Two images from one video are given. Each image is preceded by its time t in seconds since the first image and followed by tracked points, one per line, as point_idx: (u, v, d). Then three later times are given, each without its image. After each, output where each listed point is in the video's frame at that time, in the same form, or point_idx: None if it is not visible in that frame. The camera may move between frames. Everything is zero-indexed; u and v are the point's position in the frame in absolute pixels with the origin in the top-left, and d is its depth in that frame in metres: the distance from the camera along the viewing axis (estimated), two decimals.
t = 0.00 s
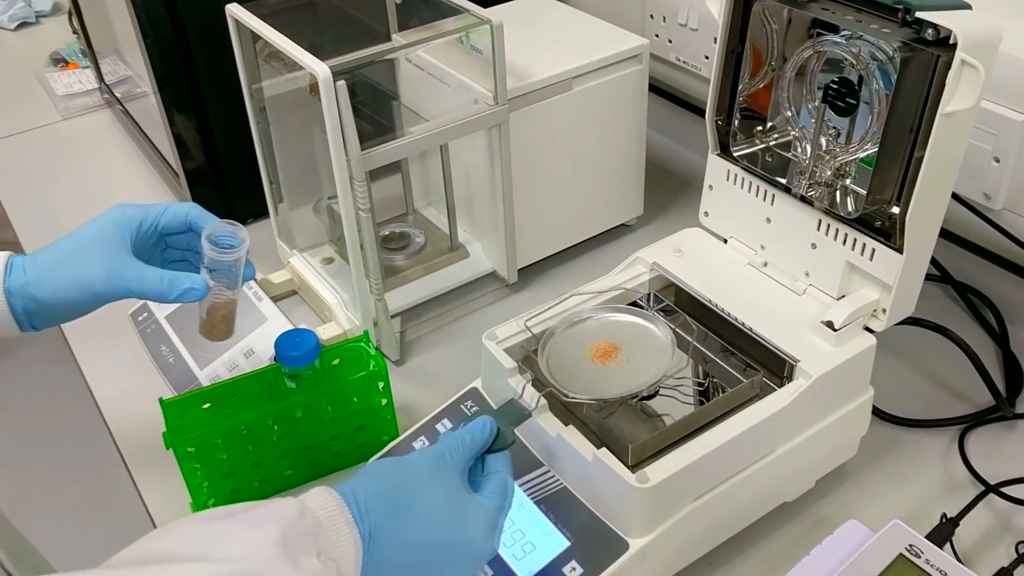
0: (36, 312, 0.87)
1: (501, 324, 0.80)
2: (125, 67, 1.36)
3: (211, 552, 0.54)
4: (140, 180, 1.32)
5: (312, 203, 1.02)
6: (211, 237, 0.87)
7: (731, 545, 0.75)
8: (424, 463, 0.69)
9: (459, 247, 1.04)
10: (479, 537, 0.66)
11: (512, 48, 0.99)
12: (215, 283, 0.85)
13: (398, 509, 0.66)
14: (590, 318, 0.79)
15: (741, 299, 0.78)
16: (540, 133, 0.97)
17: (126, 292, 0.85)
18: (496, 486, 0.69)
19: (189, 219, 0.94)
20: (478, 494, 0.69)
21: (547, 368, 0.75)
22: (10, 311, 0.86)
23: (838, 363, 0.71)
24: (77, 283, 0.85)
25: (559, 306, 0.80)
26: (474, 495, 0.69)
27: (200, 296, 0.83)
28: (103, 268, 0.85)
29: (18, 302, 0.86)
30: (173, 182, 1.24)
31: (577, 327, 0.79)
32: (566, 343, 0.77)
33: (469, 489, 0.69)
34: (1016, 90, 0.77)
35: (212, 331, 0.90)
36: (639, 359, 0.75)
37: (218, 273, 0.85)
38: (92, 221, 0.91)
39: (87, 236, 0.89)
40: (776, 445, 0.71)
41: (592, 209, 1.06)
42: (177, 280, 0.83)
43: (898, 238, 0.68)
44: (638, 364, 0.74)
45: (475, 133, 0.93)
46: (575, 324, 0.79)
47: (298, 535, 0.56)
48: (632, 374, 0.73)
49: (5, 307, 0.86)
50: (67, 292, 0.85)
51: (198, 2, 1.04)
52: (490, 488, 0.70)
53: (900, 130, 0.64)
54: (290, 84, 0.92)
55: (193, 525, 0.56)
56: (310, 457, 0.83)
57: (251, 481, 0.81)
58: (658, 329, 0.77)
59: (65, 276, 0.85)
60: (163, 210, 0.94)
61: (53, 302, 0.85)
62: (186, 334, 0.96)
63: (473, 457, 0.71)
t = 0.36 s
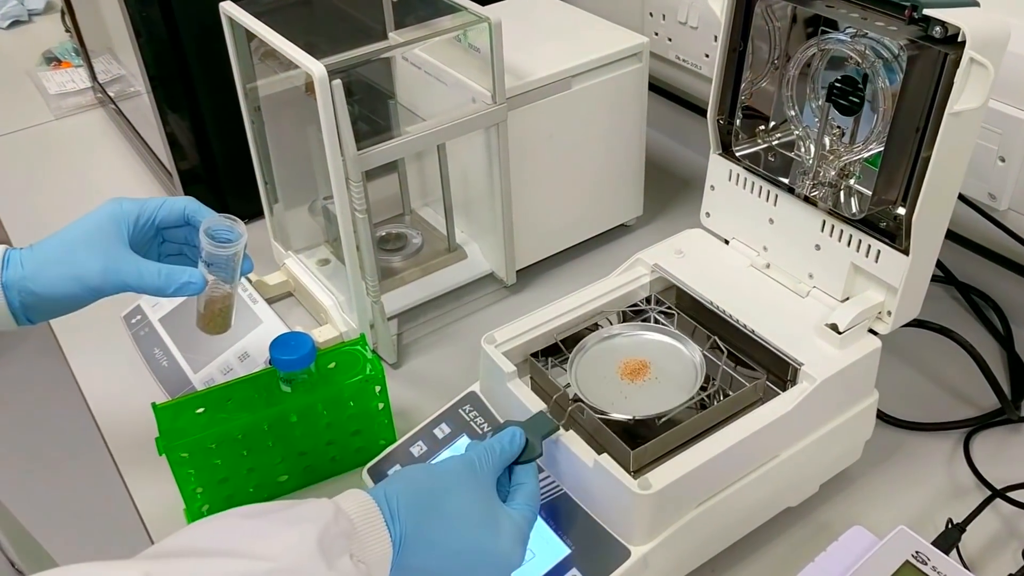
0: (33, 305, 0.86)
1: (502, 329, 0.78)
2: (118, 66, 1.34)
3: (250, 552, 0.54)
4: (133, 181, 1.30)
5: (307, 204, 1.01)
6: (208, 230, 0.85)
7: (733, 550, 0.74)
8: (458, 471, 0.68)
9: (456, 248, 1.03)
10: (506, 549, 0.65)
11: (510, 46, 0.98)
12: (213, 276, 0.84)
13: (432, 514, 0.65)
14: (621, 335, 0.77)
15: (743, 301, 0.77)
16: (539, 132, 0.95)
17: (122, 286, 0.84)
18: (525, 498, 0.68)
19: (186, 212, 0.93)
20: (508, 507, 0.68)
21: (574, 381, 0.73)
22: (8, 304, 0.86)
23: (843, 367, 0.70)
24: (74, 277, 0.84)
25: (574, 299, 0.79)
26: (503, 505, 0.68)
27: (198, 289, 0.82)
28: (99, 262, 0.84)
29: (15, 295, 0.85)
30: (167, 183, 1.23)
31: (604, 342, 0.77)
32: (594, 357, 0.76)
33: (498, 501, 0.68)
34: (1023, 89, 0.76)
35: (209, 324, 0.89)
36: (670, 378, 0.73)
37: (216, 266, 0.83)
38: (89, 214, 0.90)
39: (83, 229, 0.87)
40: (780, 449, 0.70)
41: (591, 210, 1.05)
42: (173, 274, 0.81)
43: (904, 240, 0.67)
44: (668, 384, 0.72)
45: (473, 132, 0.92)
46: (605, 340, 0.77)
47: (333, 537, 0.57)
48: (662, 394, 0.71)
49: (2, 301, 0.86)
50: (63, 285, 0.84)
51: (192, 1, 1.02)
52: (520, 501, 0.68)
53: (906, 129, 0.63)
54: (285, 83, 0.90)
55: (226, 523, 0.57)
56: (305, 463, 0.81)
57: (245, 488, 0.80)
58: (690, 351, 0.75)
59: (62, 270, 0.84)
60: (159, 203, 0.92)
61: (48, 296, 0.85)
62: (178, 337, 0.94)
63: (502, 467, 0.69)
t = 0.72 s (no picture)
0: (26, 300, 0.85)
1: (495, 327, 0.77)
2: (106, 63, 1.33)
3: (246, 553, 0.53)
4: (122, 179, 1.28)
5: (296, 202, 1.00)
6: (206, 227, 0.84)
7: (727, 553, 0.73)
8: (455, 472, 0.67)
9: (448, 246, 1.02)
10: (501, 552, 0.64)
11: (502, 42, 0.97)
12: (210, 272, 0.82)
13: (428, 516, 0.65)
14: (618, 340, 0.76)
15: (737, 300, 0.76)
16: (531, 129, 0.94)
17: (118, 283, 0.81)
18: (523, 501, 0.67)
19: (184, 208, 0.91)
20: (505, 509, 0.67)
21: (570, 382, 0.72)
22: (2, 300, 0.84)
23: (839, 367, 0.69)
24: (68, 273, 0.82)
25: (567, 298, 0.78)
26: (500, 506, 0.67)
27: (196, 286, 0.79)
28: (95, 257, 0.82)
29: (9, 291, 0.84)
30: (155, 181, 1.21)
31: (600, 346, 0.76)
32: (591, 360, 0.74)
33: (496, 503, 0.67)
34: (1020, 85, 0.75)
35: (205, 323, 0.88)
36: (666, 386, 0.72)
37: (214, 264, 0.82)
38: (85, 209, 0.88)
39: (80, 224, 0.86)
40: (774, 451, 0.69)
41: (583, 208, 1.03)
42: (170, 271, 0.79)
43: (900, 238, 0.66)
44: (664, 392, 0.71)
45: (464, 129, 0.91)
46: (602, 344, 0.76)
47: (328, 539, 0.56)
48: (657, 401, 0.70)
49: None
50: (58, 281, 0.82)
51: None
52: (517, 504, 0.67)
53: (902, 127, 0.62)
54: (273, 80, 0.89)
55: (213, 528, 0.56)
56: (293, 465, 0.80)
57: (233, 491, 0.78)
58: (684, 360, 0.73)
59: (57, 266, 0.82)
60: (157, 199, 0.90)
61: (43, 292, 0.83)
62: (166, 337, 0.93)
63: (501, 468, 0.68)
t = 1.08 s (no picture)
0: (5, 300, 0.84)
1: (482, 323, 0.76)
2: (90, 58, 1.31)
3: (229, 551, 0.52)
4: (106, 175, 1.27)
5: (281, 198, 0.99)
6: (186, 224, 0.82)
7: (716, 550, 0.72)
8: (441, 471, 0.66)
9: (435, 242, 1.01)
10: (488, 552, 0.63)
11: (488, 36, 0.96)
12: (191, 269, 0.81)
13: (414, 516, 0.64)
14: (606, 336, 0.76)
15: (724, 295, 0.75)
16: (518, 123, 0.93)
17: (97, 282, 0.80)
18: (510, 500, 0.67)
19: (163, 205, 0.90)
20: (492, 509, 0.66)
21: (557, 379, 0.71)
22: None
23: (826, 362, 0.68)
24: (46, 272, 0.81)
25: (553, 293, 0.78)
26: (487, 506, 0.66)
27: (176, 284, 0.78)
28: (73, 256, 0.81)
29: None
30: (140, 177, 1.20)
31: (588, 342, 0.75)
32: (579, 356, 0.74)
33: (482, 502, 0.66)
34: (1007, 78, 0.75)
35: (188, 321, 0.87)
36: (654, 382, 0.71)
37: (194, 261, 0.80)
38: (62, 207, 0.87)
39: (57, 223, 0.85)
40: (761, 447, 0.68)
41: (570, 203, 1.03)
42: (149, 270, 0.78)
43: (888, 233, 0.66)
44: (652, 387, 0.71)
45: (450, 124, 0.90)
46: (590, 339, 0.75)
47: (314, 536, 0.55)
48: (645, 397, 0.70)
49: None
50: (36, 280, 0.82)
51: None
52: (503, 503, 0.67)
53: (889, 120, 0.62)
54: (256, 74, 0.88)
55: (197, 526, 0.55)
56: (278, 464, 0.79)
57: (217, 490, 0.78)
58: (671, 356, 0.73)
59: (34, 265, 0.81)
60: (135, 196, 0.89)
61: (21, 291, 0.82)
62: (151, 335, 0.93)
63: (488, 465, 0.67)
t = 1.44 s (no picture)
0: None
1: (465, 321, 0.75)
2: (68, 53, 1.29)
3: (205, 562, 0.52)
4: (86, 171, 1.25)
5: (263, 194, 0.98)
6: (169, 231, 0.81)
7: (701, 547, 0.72)
8: (411, 487, 0.66)
9: (418, 238, 1.00)
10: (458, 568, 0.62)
11: (471, 29, 0.95)
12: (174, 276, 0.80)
13: (383, 534, 0.63)
14: (590, 332, 0.75)
15: (708, 290, 0.75)
16: (502, 118, 0.93)
17: (77, 290, 0.79)
18: (484, 507, 0.67)
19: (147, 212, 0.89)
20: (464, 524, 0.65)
21: (541, 376, 0.71)
22: None
23: (810, 358, 0.68)
24: (24, 280, 0.79)
25: (537, 290, 0.77)
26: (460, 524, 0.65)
27: (160, 294, 0.77)
28: (52, 264, 0.79)
29: None
30: (120, 173, 1.18)
31: (572, 339, 0.74)
32: (562, 354, 0.73)
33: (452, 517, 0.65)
34: (992, 69, 0.74)
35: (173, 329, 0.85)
36: (639, 379, 0.70)
37: (178, 270, 0.80)
38: (44, 214, 0.86)
39: (38, 230, 0.83)
40: (746, 444, 0.68)
41: (555, 198, 1.02)
42: (133, 279, 0.77)
43: (872, 228, 0.65)
44: (637, 384, 0.70)
45: (433, 119, 0.89)
46: (574, 337, 0.75)
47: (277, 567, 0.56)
48: (630, 393, 0.69)
49: None
50: (14, 288, 0.80)
51: None
52: (477, 516, 0.66)
53: (873, 114, 0.61)
54: (235, 69, 0.87)
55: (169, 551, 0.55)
56: (260, 464, 0.79)
57: (198, 491, 0.77)
58: (655, 353, 0.72)
59: (13, 273, 0.80)
60: (119, 203, 0.88)
61: None
62: (132, 335, 0.91)
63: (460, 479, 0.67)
